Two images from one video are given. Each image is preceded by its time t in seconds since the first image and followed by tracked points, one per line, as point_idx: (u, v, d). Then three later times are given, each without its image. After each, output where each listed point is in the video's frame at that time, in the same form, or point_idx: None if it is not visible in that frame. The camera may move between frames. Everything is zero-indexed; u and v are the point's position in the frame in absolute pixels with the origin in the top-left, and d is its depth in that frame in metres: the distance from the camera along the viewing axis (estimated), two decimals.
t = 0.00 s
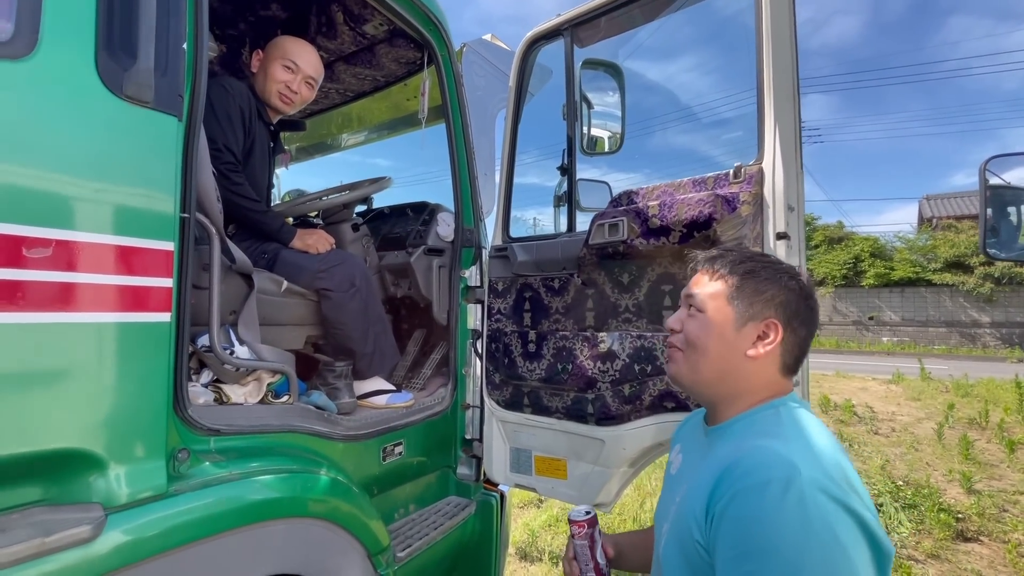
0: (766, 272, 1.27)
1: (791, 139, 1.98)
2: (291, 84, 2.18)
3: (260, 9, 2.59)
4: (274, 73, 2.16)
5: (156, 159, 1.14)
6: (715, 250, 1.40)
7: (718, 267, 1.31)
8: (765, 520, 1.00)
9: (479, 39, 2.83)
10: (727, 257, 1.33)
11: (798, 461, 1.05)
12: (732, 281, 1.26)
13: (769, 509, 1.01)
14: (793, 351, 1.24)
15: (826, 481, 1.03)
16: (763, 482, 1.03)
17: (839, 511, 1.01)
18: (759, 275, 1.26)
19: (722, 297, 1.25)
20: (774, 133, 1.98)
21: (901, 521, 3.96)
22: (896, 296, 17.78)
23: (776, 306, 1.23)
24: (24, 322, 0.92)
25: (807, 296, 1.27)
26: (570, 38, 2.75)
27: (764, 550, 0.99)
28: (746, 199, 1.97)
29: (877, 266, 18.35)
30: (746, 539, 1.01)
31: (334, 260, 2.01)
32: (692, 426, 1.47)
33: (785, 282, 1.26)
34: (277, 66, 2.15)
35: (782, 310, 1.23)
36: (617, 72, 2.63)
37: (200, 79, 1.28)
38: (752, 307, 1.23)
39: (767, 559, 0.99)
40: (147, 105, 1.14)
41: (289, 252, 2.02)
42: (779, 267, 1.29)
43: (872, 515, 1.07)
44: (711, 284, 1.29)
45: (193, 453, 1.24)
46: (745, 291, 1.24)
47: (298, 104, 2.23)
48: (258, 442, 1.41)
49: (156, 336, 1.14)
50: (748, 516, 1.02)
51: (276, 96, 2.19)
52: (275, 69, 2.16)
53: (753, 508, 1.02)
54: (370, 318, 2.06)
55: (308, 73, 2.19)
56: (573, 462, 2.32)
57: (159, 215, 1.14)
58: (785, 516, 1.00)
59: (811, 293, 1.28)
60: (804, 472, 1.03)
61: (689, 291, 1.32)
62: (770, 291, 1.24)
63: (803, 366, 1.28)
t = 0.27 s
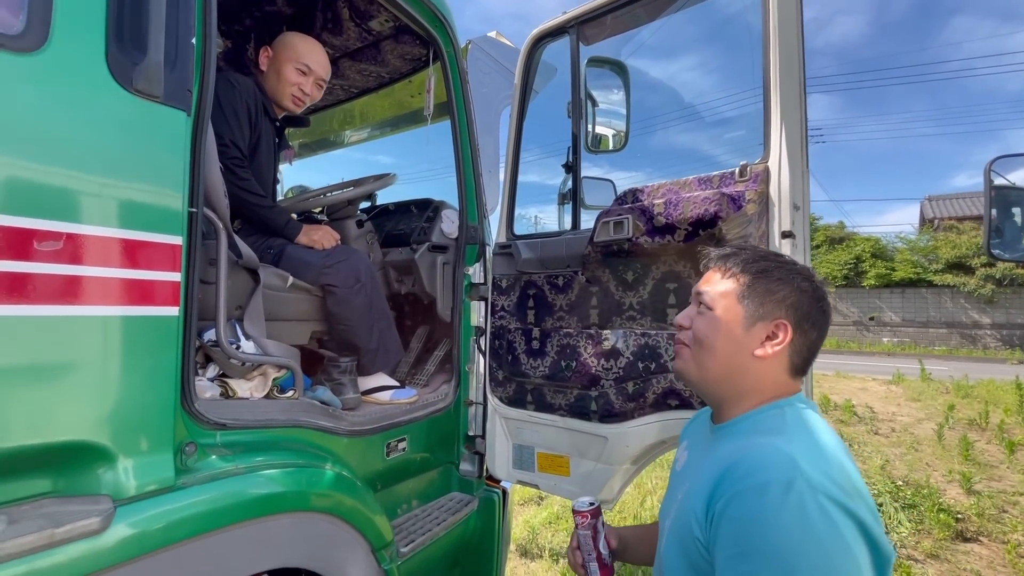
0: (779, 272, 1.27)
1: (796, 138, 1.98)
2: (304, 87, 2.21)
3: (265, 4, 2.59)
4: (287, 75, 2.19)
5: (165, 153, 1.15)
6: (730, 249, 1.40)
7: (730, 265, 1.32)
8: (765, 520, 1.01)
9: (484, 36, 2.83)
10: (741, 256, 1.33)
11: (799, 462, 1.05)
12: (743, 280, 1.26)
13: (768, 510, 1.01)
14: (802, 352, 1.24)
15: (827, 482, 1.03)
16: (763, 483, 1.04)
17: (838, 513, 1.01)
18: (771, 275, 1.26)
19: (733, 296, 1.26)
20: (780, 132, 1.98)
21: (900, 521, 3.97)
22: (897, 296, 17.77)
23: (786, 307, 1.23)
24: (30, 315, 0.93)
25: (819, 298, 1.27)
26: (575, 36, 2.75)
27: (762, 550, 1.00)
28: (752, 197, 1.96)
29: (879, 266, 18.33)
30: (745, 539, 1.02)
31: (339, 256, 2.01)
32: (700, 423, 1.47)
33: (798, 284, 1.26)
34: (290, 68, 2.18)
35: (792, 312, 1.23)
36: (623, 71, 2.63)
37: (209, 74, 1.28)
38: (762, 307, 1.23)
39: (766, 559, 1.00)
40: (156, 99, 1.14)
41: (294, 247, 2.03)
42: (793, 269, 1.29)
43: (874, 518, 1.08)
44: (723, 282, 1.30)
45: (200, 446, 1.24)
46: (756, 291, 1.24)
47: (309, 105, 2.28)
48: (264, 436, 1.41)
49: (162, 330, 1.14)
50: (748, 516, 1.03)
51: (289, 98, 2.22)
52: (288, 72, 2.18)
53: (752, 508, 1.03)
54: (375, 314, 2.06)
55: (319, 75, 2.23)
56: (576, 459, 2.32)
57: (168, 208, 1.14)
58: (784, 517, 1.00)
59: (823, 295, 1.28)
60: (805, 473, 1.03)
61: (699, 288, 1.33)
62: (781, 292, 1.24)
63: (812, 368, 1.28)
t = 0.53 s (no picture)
0: (778, 270, 1.26)
1: (802, 136, 1.97)
2: (310, 84, 2.21)
3: None
4: (292, 72, 2.18)
5: (168, 146, 1.14)
6: (731, 245, 1.40)
7: (730, 262, 1.31)
8: (760, 517, 1.01)
9: (487, 32, 2.82)
10: (741, 253, 1.32)
11: (795, 459, 1.05)
12: (742, 277, 1.26)
13: (764, 506, 1.01)
14: (802, 350, 1.24)
15: (823, 480, 1.03)
16: (759, 479, 1.03)
17: (834, 511, 1.01)
18: (770, 272, 1.25)
19: (731, 294, 1.25)
20: (785, 129, 1.97)
21: (899, 521, 3.97)
22: (898, 297, 17.76)
23: (786, 305, 1.22)
24: (30, 307, 0.92)
25: (819, 296, 1.26)
26: (579, 32, 2.74)
27: (757, 547, 0.99)
28: (757, 195, 1.95)
29: (880, 267, 18.32)
30: (740, 536, 1.01)
31: (340, 251, 2.01)
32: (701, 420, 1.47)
33: (798, 281, 1.25)
34: (296, 65, 2.17)
35: (792, 310, 1.22)
36: (626, 68, 2.62)
37: (211, 67, 1.28)
38: (761, 305, 1.22)
39: (761, 556, 1.00)
40: (159, 92, 1.13)
41: (296, 242, 2.02)
42: (792, 266, 1.28)
43: (871, 516, 1.07)
44: (723, 279, 1.29)
45: (201, 441, 1.24)
46: (755, 288, 1.23)
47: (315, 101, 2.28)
48: (264, 431, 1.41)
49: (162, 324, 1.14)
50: (743, 513, 1.02)
51: (295, 94, 2.21)
52: (294, 68, 2.18)
53: (747, 505, 1.02)
54: (376, 310, 2.06)
55: (324, 71, 2.23)
56: (577, 457, 2.32)
57: (169, 201, 1.14)
58: (780, 514, 1.00)
59: (824, 293, 1.27)
60: (801, 470, 1.03)
61: (699, 286, 1.32)
62: (781, 290, 1.23)
63: (813, 366, 1.27)
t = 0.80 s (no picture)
0: (781, 266, 1.26)
1: (811, 134, 1.97)
2: (320, 79, 2.22)
3: None
4: (302, 67, 2.18)
5: (182, 139, 1.14)
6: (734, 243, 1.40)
7: (733, 260, 1.32)
8: (772, 514, 1.01)
9: (493, 29, 2.82)
10: (743, 250, 1.33)
11: (807, 456, 1.05)
12: (745, 275, 1.26)
13: (776, 503, 1.01)
14: (807, 346, 1.23)
15: (835, 477, 1.03)
16: (771, 476, 1.03)
17: (845, 508, 1.01)
18: (773, 269, 1.26)
19: (735, 291, 1.25)
20: (795, 127, 1.97)
21: (899, 520, 3.98)
22: (899, 297, 17.76)
23: (790, 302, 1.22)
24: (39, 300, 0.91)
25: (824, 292, 1.25)
26: (587, 29, 2.74)
27: (769, 544, 1.00)
28: (766, 192, 1.95)
29: (881, 267, 18.32)
30: (751, 533, 1.02)
31: (348, 246, 2.02)
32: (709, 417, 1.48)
33: (801, 277, 1.25)
34: (306, 60, 2.17)
35: (797, 306, 1.22)
36: (634, 66, 2.60)
37: (223, 61, 1.28)
38: (765, 301, 1.22)
39: (772, 552, 1.00)
40: (173, 85, 1.13)
41: (305, 237, 2.02)
42: (795, 263, 1.28)
43: (882, 517, 1.08)
44: (726, 277, 1.30)
45: (212, 434, 1.25)
46: (759, 285, 1.24)
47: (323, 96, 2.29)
48: (273, 425, 1.41)
49: (173, 317, 1.13)
50: (754, 509, 1.03)
51: (304, 89, 2.22)
52: (304, 63, 2.18)
53: (759, 502, 1.02)
54: (383, 306, 2.06)
55: (334, 66, 2.24)
56: (583, 453, 2.33)
57: (183, 195, 1.14)
58: (791, 511, 1.00)
59: (828, 288, 1.27)
60: (813, 468, 1.03)
61: (704, 285, 1.33)
62: (784, 286, 1.23)
63: (819, 362, 1.27)
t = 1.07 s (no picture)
0: (801, 235, 1.24)
1: (830, 113, 1.95)
2: (334, 70, 2.24)
3: None
4: (317, 59, 2.20)
5: (207, 124, 1.17)
6: (765, 213, 1.38)
7: (755, 231, 1.31)
8: (804, 489, 0.99)
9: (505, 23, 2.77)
10: (767, 221, 1.31)
11: (841, 432, 1.03)
12: (764, 246, 1.26)
13: (808, 478, 1.00)
14: (833, 314, 1.20)
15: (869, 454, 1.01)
16: (804, 451, 1.02)
17: (880, 485, 1.00)
18: (793, 238, 1.24)
19: (753, 263, 1.26)
20: (814, 103, 1.95)
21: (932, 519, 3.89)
22: (923, 293, 17.42)
23: (810, 270, 1.20)
24: (69, 277, 0.93)
25: (851, 257, 1.21)
26: (600, 18, 2.74)
27: (801, 518, 0.99)
28: (785, 170, 1.93)
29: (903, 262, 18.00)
30: (782, 508, 1.00)
31: (366, 236, 2.05)
32: (735, 390, 1.47)
33: (824, 243, 1.22)
34: (320, 51, 2.20)
35: (818, 274, 1.19)
36: (648, 56, 2.63)
37: (245, 49, 1.30)
38: (783, 272, 1.21)
39: (804, 527, 0.99)
40: (197, 71, 1.16)
41: (324, 226, 2.05)
42: (818, 229, 1.25)
43: (915, 493, 1.06)
44: (747, 249, 1.30)
45: (236, 413, 1.27)
46: (776, 255, 1.23)
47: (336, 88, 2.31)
48: (297, 408, 1.43)
49: (199, 297, 1.15)
50: (786, 485, 1.01)
51: (318, 80, 2.24)
52: (317, 55, 2.20)
53: (791, 477, 1.01)
54: (402, 295, 2.08)
55: (347, 58, 2.26)
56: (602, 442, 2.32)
57: (207, 178, 1.16)
58: (824, 486, 0.98)
59: (857, 253, 1.22)
60: (848, 444, 1.01)
61: (728, 258, 1.34)
62: (803, 254, 1.21)
63: (853, 332, 1.23)
